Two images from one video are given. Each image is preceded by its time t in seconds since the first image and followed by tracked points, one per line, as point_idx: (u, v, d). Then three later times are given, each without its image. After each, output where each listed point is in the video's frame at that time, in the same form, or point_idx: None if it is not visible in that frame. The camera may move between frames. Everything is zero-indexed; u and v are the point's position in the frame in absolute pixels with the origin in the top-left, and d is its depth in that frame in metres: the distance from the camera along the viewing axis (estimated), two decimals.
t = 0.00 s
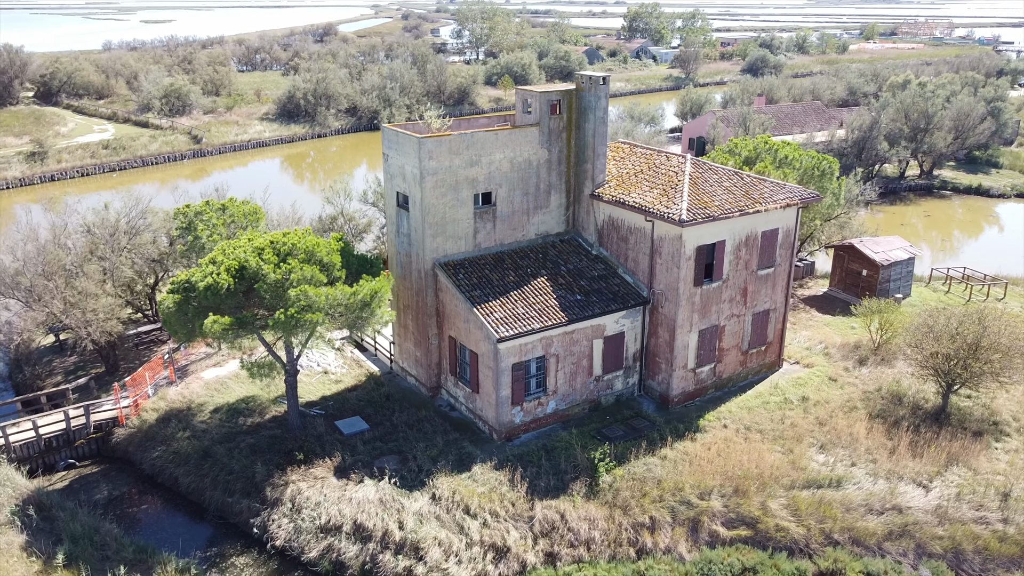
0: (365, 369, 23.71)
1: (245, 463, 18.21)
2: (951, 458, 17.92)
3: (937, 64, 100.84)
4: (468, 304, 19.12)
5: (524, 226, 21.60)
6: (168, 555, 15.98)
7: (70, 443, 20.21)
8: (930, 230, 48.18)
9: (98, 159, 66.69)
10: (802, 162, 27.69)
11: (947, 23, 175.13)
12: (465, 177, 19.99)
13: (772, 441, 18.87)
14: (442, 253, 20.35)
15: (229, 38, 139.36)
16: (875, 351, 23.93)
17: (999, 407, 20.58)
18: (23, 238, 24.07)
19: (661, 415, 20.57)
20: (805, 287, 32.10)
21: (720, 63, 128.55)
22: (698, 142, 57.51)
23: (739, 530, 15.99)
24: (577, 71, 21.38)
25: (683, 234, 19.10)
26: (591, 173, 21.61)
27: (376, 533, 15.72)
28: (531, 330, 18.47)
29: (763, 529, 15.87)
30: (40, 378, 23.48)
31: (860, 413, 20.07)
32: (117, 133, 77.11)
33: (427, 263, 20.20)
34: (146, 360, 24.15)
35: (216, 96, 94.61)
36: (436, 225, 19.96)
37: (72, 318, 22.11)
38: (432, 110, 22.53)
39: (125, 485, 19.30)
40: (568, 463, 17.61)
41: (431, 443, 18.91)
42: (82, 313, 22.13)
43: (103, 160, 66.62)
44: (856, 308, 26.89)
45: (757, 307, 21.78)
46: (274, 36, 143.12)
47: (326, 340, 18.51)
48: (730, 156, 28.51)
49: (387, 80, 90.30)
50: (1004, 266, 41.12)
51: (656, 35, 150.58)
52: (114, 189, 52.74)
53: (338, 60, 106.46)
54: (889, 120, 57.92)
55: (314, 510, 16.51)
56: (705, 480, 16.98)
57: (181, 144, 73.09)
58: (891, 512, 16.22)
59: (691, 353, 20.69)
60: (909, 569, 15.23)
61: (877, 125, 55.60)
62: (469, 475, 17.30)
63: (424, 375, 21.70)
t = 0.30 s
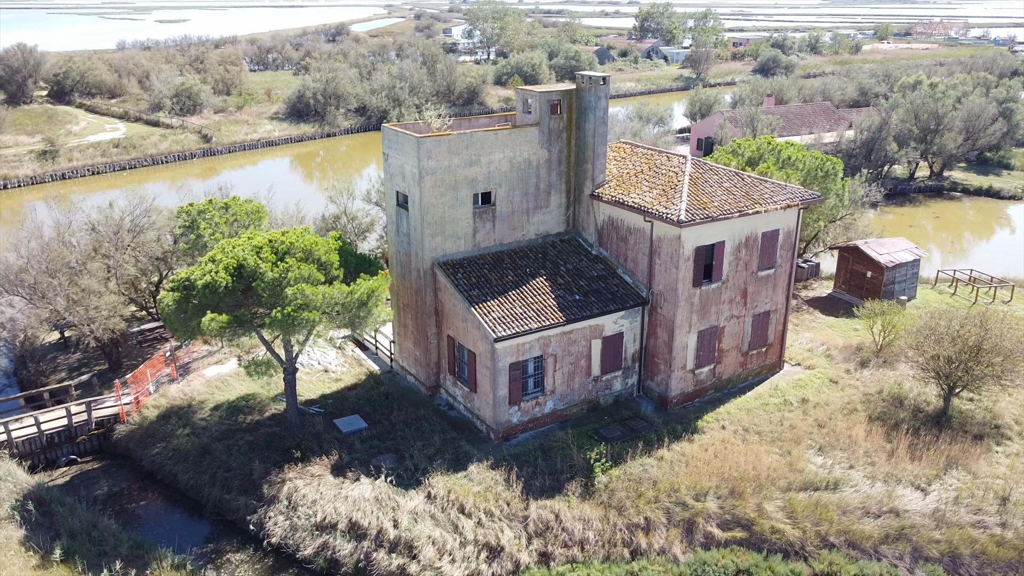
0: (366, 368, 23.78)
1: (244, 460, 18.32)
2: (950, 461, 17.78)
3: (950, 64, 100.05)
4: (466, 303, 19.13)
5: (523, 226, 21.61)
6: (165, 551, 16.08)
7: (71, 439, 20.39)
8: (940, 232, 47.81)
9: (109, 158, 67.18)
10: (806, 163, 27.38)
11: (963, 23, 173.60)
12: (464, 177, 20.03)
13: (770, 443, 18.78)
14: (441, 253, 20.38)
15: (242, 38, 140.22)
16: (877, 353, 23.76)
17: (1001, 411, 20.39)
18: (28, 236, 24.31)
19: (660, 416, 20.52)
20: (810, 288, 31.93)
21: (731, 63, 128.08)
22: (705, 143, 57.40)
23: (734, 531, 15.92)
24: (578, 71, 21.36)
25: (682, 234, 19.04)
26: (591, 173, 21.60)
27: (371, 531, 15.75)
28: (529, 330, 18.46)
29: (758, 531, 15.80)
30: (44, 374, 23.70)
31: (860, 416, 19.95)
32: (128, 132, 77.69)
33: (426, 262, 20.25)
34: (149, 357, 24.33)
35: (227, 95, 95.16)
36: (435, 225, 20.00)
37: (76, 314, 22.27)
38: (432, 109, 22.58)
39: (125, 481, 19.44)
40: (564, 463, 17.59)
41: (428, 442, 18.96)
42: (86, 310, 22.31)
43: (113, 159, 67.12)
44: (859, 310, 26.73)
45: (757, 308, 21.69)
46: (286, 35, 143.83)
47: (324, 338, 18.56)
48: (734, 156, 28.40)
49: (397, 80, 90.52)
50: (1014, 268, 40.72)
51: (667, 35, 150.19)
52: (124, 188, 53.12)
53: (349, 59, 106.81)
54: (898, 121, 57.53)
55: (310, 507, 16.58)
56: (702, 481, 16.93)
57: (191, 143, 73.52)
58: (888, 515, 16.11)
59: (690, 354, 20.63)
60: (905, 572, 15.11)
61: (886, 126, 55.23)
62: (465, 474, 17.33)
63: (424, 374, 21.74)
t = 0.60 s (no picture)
0: (367, 367, 23.88)
1: (243, 457, 18.44)
2: (951, 466, 17.63)
3: (966, 65, 99.15)
4: (465, 303, 19.15)
5: (524, 226, 21.62)
6: (162, 547, 16.20)
7: (74, 435, 20.58)
8: (952, 235, 47.38)
9: (121, 157, 67.71)
10: (810, 165, 27.23)
11: (980, 24, 171.80)
12: (464, 177, 20.07)
13: (769, 445, 18.69)
14: (441, 252, 20.42)
15: (256, 38, 141.11)
16: (881, 356, 23.57)
17: (1005, 415, 20.19)
18: (36, 233, 24.54)
19: (660, 417, 20.47)
20: (815, 290, 31.70)
21: (744, 64, 127.50)
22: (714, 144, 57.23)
23: (730, 534, 15.87)
24: (579, 72, 21.36)
25: (681, 235, 18.99)
26: (592, 174, 21.58)
27: (366, 530, 15.82)
28: (527, 330, 18.47)
29: (754, 533, 15.74)
30: (49, 371, 23.93)
31: (861, 419, 19.81)
32: (141, 131, 78.33)
33: (426, 262, 20.30)
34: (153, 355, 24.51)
35: (239, 95, 95.75)
36: (435, 225, 20.04)
37: (80, 312, 22.47)
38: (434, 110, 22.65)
39: (126, 477, 19.60)
40: (561, 464, 17.58)
41: (426, 441, 19.01)
42: (90, 308, 22.48)
43: (126, 157, 67.68)
44: (863, 312, 26.53)
45: (758, 310, 21.58)
46: (300, 36, 144.60)
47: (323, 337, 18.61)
48: (738, 157, 28.27)
49: (408, 80, 90.75)
50: None
51: (681, 35, 149.71)
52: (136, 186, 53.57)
53: (361, 59, 107.19)
54: (910, 122, 57.08)
55: (307, 505, 16.66)
56: (698, 483, 16.88)
57: (202, 142, 74.00)
58: (886, 519, 15.99)
59: (690, 355, 20.58)
60: None
61: (897, 127, 54.80)
62: (462, 474, 17.36)
63: (424, 374, 21.80)
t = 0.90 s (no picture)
0: (369, 365, 23.97)
1: (242, 454, 18.57)
2: (952, 470, 17.45)
3: (983, 66, 98.12)
4: (464, 302, 19.18)
5: (526, 226, 21.63)
6: (160, 542, 16.33)
7: (78, 430, 20.79)
8: (965, 237, 46.91)
9: (134, 155, 68.30)
10: (816, 166, 27.00)
11: (1000, 25, 169.86)
12: (465, 177, 20.10)
13: (768, 447, 18.59)
14: (441, 252, 20.47)
15: (272, 38, 142.06)
16: (885, 359, 23.35)
17: (1009, 420, 19.97)
18: (44, 230, 24.83)
19: (660, 418, 20.41)
20: (821, 292, 31.46)
21: (759, 64, 126.79)
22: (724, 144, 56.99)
23: (726, 536, 15.81)
24: (581, 72, 21.33)
25: (681, 236, 18.93)
26: (593, 174, 21.55)
27: (362, 527, 15.89)
28: (526, 330, 18.49)
29: (750, 536, 15.68)
30: (56, 367, 24.21)
31: (862, 422, 19.66)
32: (155, 130, 78.98)
33: (426, 262, 20.35)
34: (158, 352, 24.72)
35: (253, 94, 96.39)
36: (436, 225, 20.10)
37: (86, 309, 22.70)
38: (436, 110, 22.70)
39: (127, 473, 19.77)
40: (558, 464, 17.56)
41: (425, 440, 19.06)
42: (95, 305, 22.68)
43: (139, 156, 68.27)
44: (869, 315, 26.32)
45: (760, 312, 21.45)
46: (315, 36, 145.24)
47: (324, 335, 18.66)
48: (743, 159, 28.10)
49: (420, 80, 90.96)
50: None
51: (696, 35, 148.99)
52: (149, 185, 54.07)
53: (374, 59, 107.58)
54: (922, 124, 56.57)
55: (304, 502, 16.75)
56: (695, 485, 16.81)
57: (215, 141, 74.51)
58: (884, 523, 15.87)
59: (690, 357, 20.50)
60: None
61: (909, 129, 54.29)
62: (459, 473, 17.40)
63: (424, 373, 21.87)
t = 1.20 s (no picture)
0: (371, 364, 24.06)
1: (242, 452, 18.70)
2: (953, 475, 17.27)
3: (1002, 68, 96.89)
4: (464, 302, 19.22)
5: (527, 226, 21.63)
6: (159, 537, 16.47)
7: (83, 426, 21.01)
8: (979, 240, 46.41)
9: (148, 154, 68.92)
10: (822, 167, 26.83)
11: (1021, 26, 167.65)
12: (466, 177, 20.13)
13: (767, 450, 18.48)
14: (442, 251, 20.52)
15: (288, 37, 142.92)
16: (889, 362, 23.13)
17: (1014, 425, 19.74)
18: (53, 228, 25.12)
19: (660, 420, 20.34)
20: (828, 294, 31.15)
21: (774, 65, 126.06)
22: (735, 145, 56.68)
23: (722, 539, 15.75)
24: (583, 72, 21.30)
25: (681, 237, 18.86)
26: (595, 175, 21.51)
27: (357, 525, 15.96)
28: (524, 330, 18.49)
29: (746, 539, 15.60)
30: (63, 363, 24.51)
31: (864, 426, 19.51)
32: (169, 130, 79.65)
33: (427, 261, 20.41)
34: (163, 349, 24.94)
35: (267, 94, 97.00)
36: (437, 224, 20.15)
37: (92, 306, 22.91)
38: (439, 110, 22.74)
39: (130, 468, 19.96)
40: (555, 465, 17.55)
41: (423, 439, 19.11)
42: (100, 302, 22.89)
43: (153, 155, 68.86)
44: (875, 318, 26.08)
45: (762, 314, 21.33)
46: (331, 36, 145.94)
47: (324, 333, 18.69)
48: (748, 160, 27.92)
49: (433, 80, 91.09)
50: None
51: (711, 36, 148.30)
52: (162, 183, 54.53)
53: (387, 59, 107.94)
54: (936, 125, 55.99)
55: (302, 500, 16.85)
56: (692, 487, 16.75)
57: (228, 140, 75.06)
58: (882, 527, 15.74)
59: (691, 358, 20.42)
60: None
61: (923, 130, 53.73)
62: (457, 472, 17.42)
63: (425, 372, 21.92)
